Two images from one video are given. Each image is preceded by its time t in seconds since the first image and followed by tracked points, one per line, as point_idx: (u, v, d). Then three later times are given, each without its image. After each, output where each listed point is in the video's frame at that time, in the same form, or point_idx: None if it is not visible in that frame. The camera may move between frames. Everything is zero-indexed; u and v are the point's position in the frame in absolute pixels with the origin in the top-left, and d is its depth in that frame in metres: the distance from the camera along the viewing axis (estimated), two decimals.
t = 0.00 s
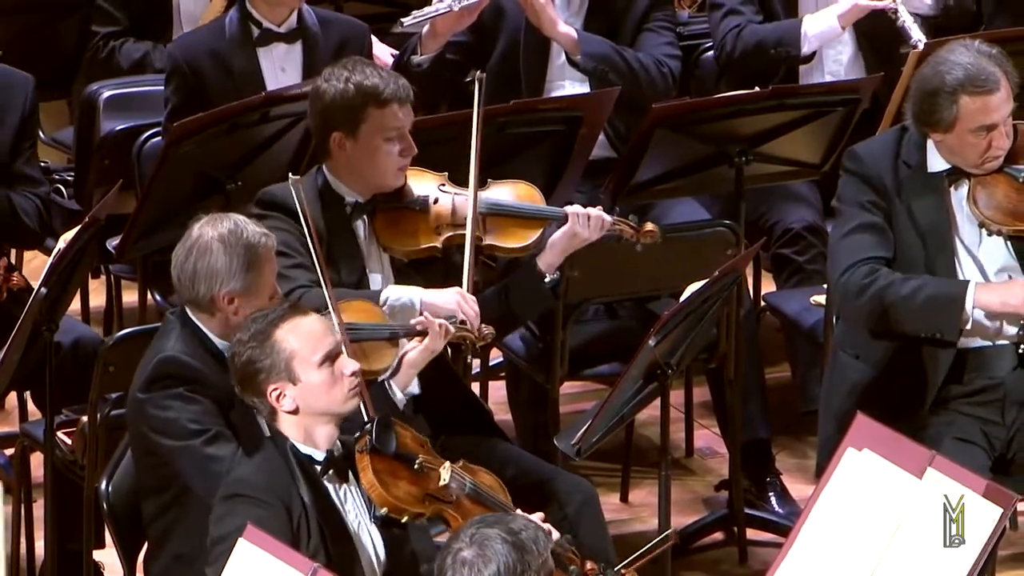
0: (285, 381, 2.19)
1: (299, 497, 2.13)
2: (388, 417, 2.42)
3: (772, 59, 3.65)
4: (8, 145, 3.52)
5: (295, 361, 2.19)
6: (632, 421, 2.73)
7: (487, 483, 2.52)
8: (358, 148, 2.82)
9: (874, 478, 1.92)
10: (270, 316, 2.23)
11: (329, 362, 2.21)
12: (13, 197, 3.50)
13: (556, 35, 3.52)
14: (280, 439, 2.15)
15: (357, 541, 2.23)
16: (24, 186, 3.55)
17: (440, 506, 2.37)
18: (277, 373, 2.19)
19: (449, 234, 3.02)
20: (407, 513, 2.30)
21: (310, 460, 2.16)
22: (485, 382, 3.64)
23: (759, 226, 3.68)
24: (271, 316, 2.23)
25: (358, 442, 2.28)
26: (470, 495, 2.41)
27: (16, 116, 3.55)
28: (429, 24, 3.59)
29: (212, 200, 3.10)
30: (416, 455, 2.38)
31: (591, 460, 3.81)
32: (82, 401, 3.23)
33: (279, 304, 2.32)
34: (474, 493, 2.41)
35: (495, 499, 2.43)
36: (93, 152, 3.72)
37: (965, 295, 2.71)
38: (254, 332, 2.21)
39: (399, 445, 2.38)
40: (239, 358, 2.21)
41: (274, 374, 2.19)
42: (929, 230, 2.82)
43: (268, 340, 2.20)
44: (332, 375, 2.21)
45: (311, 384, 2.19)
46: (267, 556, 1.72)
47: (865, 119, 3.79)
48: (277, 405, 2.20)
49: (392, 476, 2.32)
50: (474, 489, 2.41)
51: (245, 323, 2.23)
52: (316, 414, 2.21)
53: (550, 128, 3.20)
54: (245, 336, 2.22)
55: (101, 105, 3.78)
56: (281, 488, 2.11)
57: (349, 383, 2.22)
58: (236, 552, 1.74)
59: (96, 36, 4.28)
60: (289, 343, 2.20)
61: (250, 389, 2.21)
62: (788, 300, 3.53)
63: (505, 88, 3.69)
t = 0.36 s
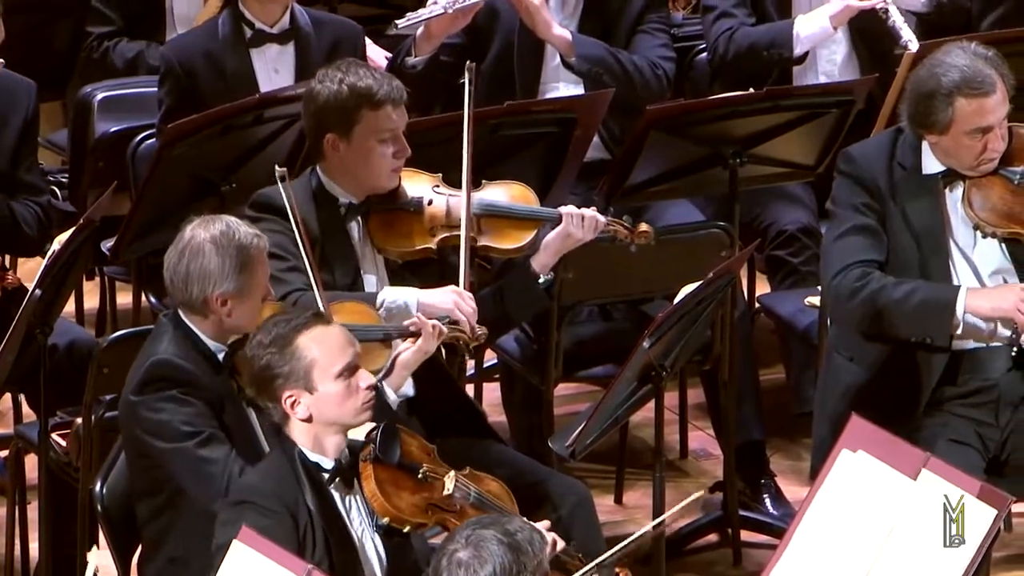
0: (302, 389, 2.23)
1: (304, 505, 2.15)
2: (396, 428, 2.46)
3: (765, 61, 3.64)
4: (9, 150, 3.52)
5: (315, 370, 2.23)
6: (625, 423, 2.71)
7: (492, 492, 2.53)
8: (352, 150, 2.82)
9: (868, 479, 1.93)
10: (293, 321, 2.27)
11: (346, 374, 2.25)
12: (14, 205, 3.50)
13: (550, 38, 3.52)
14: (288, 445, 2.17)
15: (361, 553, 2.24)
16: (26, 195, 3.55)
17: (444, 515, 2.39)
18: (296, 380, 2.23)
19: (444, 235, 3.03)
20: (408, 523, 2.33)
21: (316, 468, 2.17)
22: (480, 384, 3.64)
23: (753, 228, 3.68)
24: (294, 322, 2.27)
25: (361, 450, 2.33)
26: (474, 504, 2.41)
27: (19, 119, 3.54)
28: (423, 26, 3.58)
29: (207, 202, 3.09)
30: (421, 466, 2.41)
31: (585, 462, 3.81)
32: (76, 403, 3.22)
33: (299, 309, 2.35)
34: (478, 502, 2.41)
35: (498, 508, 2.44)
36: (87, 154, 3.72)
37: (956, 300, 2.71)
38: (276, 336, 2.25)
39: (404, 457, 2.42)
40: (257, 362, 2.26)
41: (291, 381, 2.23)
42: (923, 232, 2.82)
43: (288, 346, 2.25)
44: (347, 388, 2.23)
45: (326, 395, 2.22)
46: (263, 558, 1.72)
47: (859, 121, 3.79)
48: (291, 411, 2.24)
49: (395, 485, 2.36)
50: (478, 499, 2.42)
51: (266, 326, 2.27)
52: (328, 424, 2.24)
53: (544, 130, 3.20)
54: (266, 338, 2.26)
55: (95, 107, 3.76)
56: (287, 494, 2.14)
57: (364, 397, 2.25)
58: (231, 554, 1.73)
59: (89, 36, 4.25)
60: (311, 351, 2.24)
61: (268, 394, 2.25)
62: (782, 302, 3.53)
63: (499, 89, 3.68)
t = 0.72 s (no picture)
0: (268, 423, 2.22)
1: (270, 537, 2.13)
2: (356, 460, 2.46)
3: (725, 91, 3.65)
4: None
5: (281, 405, 2.22)
6: (587, 454, 2.69)
7: (453, 524, 2.51)
8: (316, 186, 2.81)
9: (828, 510, 1.94)
10: (261, 355, 2.26)
11: (313, 409, 2.24)
12: None
13: (512, 69, 3.53)
14: (252, 478, 2.15)
15: None
16: None
17: (404, 549, 2.38)
18: (261, 414, 2.22)
19: (406, 271, 3.00)
20: (369, 556, 2.32)
21: (279, 502, 2.16)
22: (442, 415, 3.63)
23: (715, 258, 3.69)
24: (262, 355, 2.26)
25: (322, 484, 2.33)
26: (434, 536, 2.39)
27: None
28: (385, 56, 3.57)
29: (169, 233, 3.07)
30: (382, 498, 2.40)
31: (548, 494, 3.80)
32: (36, 436, 3.18)
33: (265, 343, 2.35)
34: (439, 534, 2.39)
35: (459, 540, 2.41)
36: (49, 186, 3.70)
37: (914, 334, 2.72)
38: (242, 369, 2.24)
39: (365, 491, 2.41)
40: (223, 395, 2.24)
41: (257, 415, 2.22)
42: (884, 264, 2.83)
43: (254, 380, 2.23)
44: (313, 423, 2.23)
45: (292, 429, 2.22)
46: None
47: (822, 150, 3.79)
48: (256, 445, 2.23)
49: (356, 519, 2.35)
50: (439, 531, 2.40)
51: (233, 359, 2.25)
52: (293, 458, 2.24)
53: (506, 161, 3.19)
54: (232, 372, 2.25)
55: (57, 138, 3.77)
56: (252, 526, 2.12)
57: (329, 431, 2.25)
58: None
59: (51, 61, 4.20)
60: (278, 385, 2.23)
61: (232, 426, 2.24)
62: (744, 333, 3.53)
63: (462, 120, 3.68)
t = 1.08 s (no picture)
0: (183, 458, 2.21)
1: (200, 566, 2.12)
2: (276, 488, 2.41)
3: (656, 124, 3.66)
4: None
5: (195, 438, 2.21)
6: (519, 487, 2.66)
7: (379, 547, 2.50)
8: (246, 227, 2.79)
9: (757, 538, 1.96)
10: (172, 389, 2.24)
11: (228, 440, 2.23)
12: None
13: (443, 102, 3.52)
14: (175, 510, 2.14)
15: None
16: None
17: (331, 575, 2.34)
18: (176, 449, 2.21)
19: (337, 311, 2.97)
20: None
21: (204, 533, 2.16)
22: (374, 448, 3.61)
23: (646, 290, 3.69)
24: (172, 389, 2.24)
25: (242, 514, 2.30)
26: (360, 560, 2.37)
27: None
28: (316, 89, 3.55)
29: (100, 266, 3.03)
30: (304, 526, 2.37)
31: (480, 526, 3.78)
32: None
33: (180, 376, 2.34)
34: (365, 558, 2.37)
35: (384, 562, 2.40)
36: None
37: (845, 366, 2.73)
38: (154, 405, 2.23)
39: (287, 519, 2.37)
40: (138, 430, 2.23)
41: (173, 449, 2.21)
42: (815, 295, 2.85)
43: (167, 415, 2.22)
44: (229, 453, 2.22)
45: (208, 461, 2.20)
46: None
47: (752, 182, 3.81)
48: (174, 479, 2.22)
49: (280, 548, 2.31)
50: (365, 555, 2.38)
51: (145, 396, 2.25)
52: (211, 490, 2.23)
53: (437, 193, 3.19)
54: (145, 408, 2.24)
55: None
56: (180, 556, 2.11)
57: (247, 461, 2.24)
58: None
59: None
60: (190, 419, 2.22)
61: (149, 461, 2.24)
62: (674, 364, 3.54)
63: (393, 152, 3.67)
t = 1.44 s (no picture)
0: (90, 494, 2.22)
1: None
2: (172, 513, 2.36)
3: (582, 158, 3.67)
4: None
5: (100, 473, 2.22)
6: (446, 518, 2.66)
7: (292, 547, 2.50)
8: (170, 273, 2.80)
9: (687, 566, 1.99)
10: (74, 425, 2.25)
11: (133, 472, 2.25)
12: None
13: (371, 134, 3.51)
14: (85, 543, 2.21)
15: None
16: None
17: None
18: (81, 485, 2.22)
19: (259, 356, 2.95)
20: None
21: (116, 564, 2.22)
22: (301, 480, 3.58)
23: (572, 322, 3.70)
24: (75, 425, 2.25)
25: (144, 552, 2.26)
26: (272, 564, 2.38)
27: None
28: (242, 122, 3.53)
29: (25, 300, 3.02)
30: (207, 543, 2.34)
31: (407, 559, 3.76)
32: None
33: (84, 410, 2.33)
34: (276, 561, 2.38)
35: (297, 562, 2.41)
36: None
37: (772, 397, 2.74)
38: (57, 442, 2.22)
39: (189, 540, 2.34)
40: (42, 467, 2.22)
41: (79, 486, 2.21)
42: (742, 325, 2.87)
43: (71, 451, 2.22)
44: (136, 486, 2.24)
45: (115, 495, 2.22)
46: None
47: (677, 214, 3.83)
48: (82, 514, 2.23)
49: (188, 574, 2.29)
50: (274, 558, 2.39)
51: (49, 433, 2.24)
52: (121, 522, 2.25)
53: (364, 226, 3.18)
54: (48, 445, 2.23)
55: None
56: None
57: (154, 492, 2.26)
58: None
59: None
60: (93, 455, 2.23)
61: (55, 497, 2.23)
62: (601, 396, 3.54)
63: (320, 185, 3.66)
